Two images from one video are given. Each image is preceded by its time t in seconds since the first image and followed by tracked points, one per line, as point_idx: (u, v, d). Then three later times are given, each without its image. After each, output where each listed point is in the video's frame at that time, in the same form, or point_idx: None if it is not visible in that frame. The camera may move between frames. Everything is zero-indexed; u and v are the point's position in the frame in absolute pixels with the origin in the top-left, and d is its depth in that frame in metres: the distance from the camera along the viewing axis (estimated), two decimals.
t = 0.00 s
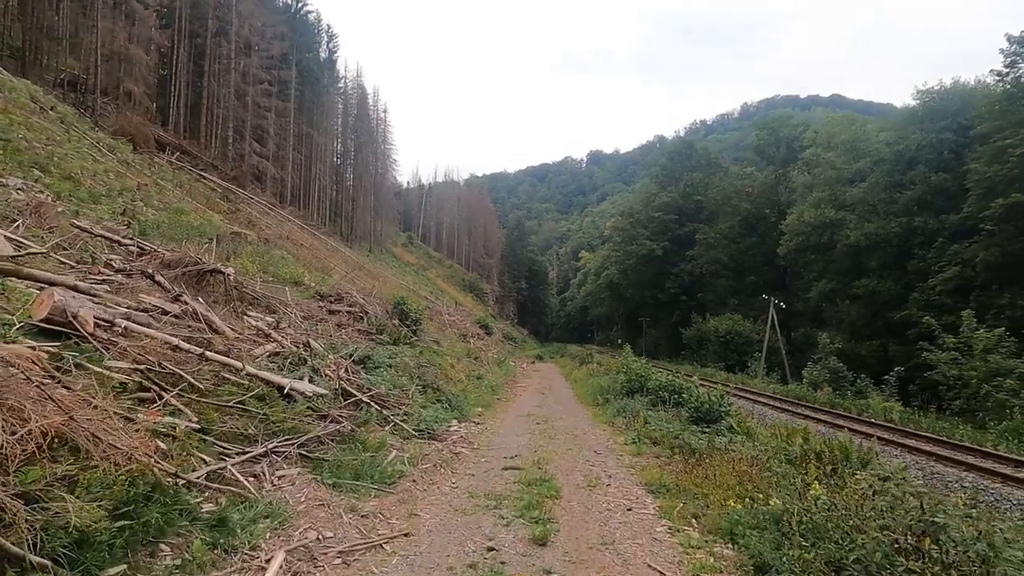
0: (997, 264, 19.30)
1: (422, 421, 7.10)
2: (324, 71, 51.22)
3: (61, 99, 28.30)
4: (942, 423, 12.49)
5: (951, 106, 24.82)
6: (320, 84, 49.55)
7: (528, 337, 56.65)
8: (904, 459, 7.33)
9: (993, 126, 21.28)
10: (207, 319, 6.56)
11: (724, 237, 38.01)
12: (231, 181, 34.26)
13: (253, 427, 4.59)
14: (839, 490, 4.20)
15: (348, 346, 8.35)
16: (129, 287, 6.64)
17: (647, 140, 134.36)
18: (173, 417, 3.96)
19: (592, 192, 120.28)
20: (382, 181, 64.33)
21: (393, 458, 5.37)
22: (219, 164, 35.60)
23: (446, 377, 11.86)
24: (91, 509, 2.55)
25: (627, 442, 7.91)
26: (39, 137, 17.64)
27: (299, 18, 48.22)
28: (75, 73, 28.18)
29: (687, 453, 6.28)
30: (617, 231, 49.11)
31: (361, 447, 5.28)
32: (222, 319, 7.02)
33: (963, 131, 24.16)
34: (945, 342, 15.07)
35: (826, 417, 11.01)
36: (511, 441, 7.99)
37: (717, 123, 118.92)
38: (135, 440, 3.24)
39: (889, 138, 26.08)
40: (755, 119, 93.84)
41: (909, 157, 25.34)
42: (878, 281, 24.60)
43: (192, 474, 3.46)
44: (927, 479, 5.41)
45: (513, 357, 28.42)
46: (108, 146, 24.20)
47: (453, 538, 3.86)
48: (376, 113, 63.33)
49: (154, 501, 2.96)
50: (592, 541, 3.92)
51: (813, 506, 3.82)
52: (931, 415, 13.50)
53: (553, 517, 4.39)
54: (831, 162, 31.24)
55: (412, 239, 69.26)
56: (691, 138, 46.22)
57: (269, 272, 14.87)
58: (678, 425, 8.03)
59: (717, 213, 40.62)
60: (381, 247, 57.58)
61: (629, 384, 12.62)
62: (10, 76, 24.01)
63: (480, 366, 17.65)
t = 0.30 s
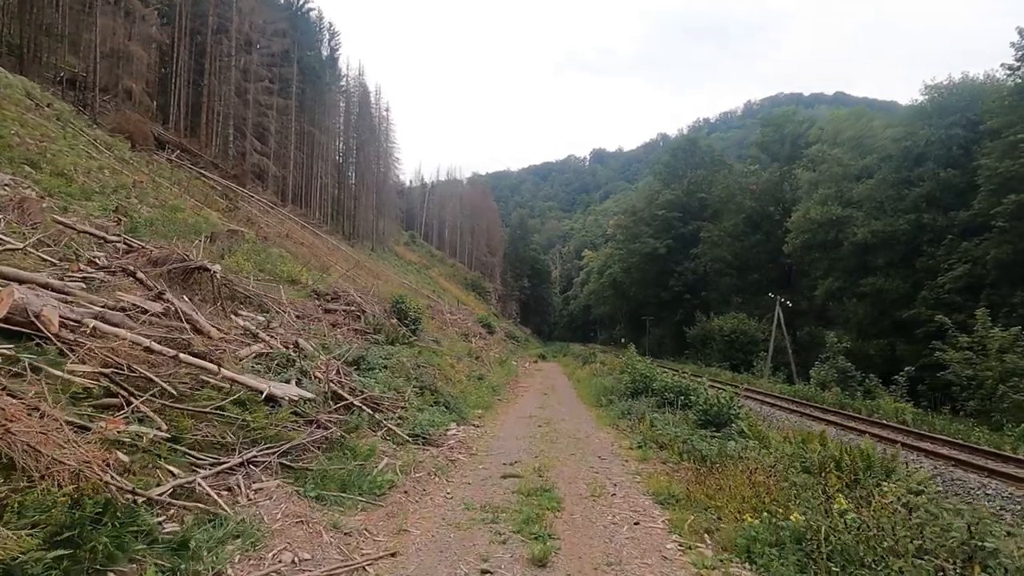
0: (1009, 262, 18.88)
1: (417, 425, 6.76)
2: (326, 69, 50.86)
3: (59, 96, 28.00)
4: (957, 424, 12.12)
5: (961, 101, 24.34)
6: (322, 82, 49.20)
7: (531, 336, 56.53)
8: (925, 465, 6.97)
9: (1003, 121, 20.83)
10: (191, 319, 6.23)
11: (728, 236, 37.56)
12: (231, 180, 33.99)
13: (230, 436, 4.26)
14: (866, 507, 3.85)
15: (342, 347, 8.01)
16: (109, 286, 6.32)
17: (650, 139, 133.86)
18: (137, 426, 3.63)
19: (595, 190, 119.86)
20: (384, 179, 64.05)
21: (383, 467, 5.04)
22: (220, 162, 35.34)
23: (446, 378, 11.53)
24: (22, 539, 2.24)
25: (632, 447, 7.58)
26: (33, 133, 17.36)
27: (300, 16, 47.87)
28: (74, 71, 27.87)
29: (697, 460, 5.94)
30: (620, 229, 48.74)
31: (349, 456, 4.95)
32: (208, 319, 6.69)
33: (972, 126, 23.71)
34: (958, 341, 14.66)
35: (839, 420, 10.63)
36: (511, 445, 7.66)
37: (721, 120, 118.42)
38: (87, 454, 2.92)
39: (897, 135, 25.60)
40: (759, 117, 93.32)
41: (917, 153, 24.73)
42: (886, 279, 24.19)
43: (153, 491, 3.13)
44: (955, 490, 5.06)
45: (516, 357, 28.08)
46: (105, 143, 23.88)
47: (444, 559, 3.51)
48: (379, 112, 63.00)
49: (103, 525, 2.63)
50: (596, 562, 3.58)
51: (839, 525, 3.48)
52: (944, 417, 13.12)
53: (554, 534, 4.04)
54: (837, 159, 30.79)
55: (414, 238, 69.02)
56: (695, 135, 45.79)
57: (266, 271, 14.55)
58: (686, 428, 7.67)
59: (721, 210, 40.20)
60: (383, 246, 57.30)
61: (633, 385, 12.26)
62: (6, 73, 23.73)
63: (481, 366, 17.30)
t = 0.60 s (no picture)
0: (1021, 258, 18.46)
1: (412, 428, 6.43)
2: (327, 67, 50.55)
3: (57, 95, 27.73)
4: (972, 424, 11.76)
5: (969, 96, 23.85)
6: (323, 80, 48.88)
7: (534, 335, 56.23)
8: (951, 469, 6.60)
9: (1014, 115, 20.40)
10: (173, 316, 5.91)
11: (733, 233, 37.13)
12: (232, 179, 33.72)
13: (204, 443, 3.94)
14: (901, 521, 3.50)
15: (334, 345, 7.67)
16: (88, 281, 6.02)
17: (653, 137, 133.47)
18: (95, 433, 3.31)
19: (598, 189, 119.53)
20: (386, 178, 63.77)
21: (372, 474, 4.72)
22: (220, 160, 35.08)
23: (445, 378, 11.22)
24: None
25: (637, 449, 7.26)
26: (26, 129, 17.08)
27: (301, 13, 47.53)
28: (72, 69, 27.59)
29: (708, 465, 5.60)
30: (623, 227, 48.37)
31: (336, 462, 4.63)
32: (192, 316, 6.37)
33: (982, 121, 23.26)
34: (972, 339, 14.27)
35: (853, 421, 10.27)
36: (512, 447, 7.33)
37: (724, 118, 118.01)
38: (28, 464, 2.60)
39: (905, 130, 25.14)
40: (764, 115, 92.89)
41: (924, 149, 24.33)
42: (893, 276, 23.81)
43: (106, 505, 2.81)
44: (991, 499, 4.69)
45: (518, 356, 27.74)
46: (102, 141, 23.60)
47: None
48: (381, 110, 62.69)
49: (38, 549, 2.30)
50: None
51: (874, 541, 3.13)
52: (958, 416, 12.79)
53: (556, 548, 3.70)
54: (844, 155, 30.36)
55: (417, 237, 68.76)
56: (699, 132, 45.40)
57: (262, 269, 14.25)
58: (694, 429, 7.33)
59: (725, 208, 39.81)
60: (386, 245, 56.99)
61: (639, 385, 11.91)
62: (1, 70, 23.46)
63: (483, 365, 17.00)
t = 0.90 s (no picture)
0: None
1: (407, 432, 6.10)
2: (327, 67, 50.28)
3: (55, 94, 27.43)
4: (988, 426, 11.40)
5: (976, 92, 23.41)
6: (323, 79, 48.62)
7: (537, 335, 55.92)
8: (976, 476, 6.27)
9: None
10: (154, 315, 5.62)
11: (736, 232, 36.75)
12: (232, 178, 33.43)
13: (176, 451, 3.64)
14: (936, 540, 3.18)
15: (326, 346, 7.35)
16: (65, 279, 5.73)
17: (655, 136, 133.09)
18: (50, 443, 3.01)
19: (600, 189, 119.17)
20: (388, 178, 63.53)
21: (362, 484, 4.41)
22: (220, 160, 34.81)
23: (444, 379, 10.91)
24: None
25: (643, 454, 6.96)
26: (19, 127, 16.79)
27: (302, 12, 47.24)
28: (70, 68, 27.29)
29: (721, 474, 5.27)
30: (626, 226, 48.02)
31: (323, 471, 4.32)
32: (176, 315, 6.08)
33: (990, 116, 22.85)
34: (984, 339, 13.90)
35: (866, 423, 9.94)
36: (514, 452, 7.02)
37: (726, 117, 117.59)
38: None
39: (911, 126, 24.72)
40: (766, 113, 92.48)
41: (931, 145, 23.92)
42: (900, 274, 23.45)
43: (52, 528, 2.51)
44: None
45: (520, 356, 27.44)
46: (99, 140, 23.29)
47: None
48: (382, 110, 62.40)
49: None
50: None
51: (915, 564, 2.80)
52: (972, 417, 12.43)
53: (559, 567, 3.38)
54: (849, 152, 29.95)
55: (419, 238, 68.50)
56: (702, 129, 45.03)
57: (258, 268, 13.95)
58: (704, 434, 6.98)
59: (728, 206, 39.46)
60: (388, 244, 56.71)
61: (643, 386, 11.58)
62: None
63: (483, 365, 16.70)
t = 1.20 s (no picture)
0: None
1: (399, 438, 5.77)
2: (329, 64, 49.97)
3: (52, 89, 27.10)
4: (1003, 429, 11.04)
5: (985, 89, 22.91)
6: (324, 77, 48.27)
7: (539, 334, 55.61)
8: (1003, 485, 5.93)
9: None
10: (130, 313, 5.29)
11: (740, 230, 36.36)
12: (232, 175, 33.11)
13: (138, 463, 3.32)
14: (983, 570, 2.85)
15: (316, 346, 7.00)
16: (36, 274, 5.39)
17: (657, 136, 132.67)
18: None
19: (602, 188, 118.80)
20: (389, 176, 63.21)
21: (346, 496, 4.08)
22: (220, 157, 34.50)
23: (442, 380, 10.57)
24: None
25: (648, 461, 6.62)
26: (10, 121, 16.47)
27: (303, 9, 46.89)
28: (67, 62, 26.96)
29: (734, 485, 4.92)
30: (628, 225, 47.65)
31: (303, 483, 3.99)
32: (154, 313, 5.73)
33: (999, 114, 22.40)
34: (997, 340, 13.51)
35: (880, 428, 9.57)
36: (513, 457, 6.69)
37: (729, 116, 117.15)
38: None
39: (918, 123, 24.30)
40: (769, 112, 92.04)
41: (939, 143, 23.47)
42: (907, 273, 23.08)
43: None
44: None
45: (521, 356, 27.11)
46: (95, 136, 22.97)
47: None
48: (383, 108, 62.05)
49: None
50: None
51: None
52: (986, 420, 12.06)
53: None
54: (854, 150, 29.53)
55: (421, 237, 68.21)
56: (705, 128, 44.62)
57: (253, 266, 13.63)
58: (713, 439, 6.64)
59: (732, 205, 39.06)
60: (389, 243, 56.41)
61: (647, 388, 11.23)
62: None
63: (483, 365, 16.36)
